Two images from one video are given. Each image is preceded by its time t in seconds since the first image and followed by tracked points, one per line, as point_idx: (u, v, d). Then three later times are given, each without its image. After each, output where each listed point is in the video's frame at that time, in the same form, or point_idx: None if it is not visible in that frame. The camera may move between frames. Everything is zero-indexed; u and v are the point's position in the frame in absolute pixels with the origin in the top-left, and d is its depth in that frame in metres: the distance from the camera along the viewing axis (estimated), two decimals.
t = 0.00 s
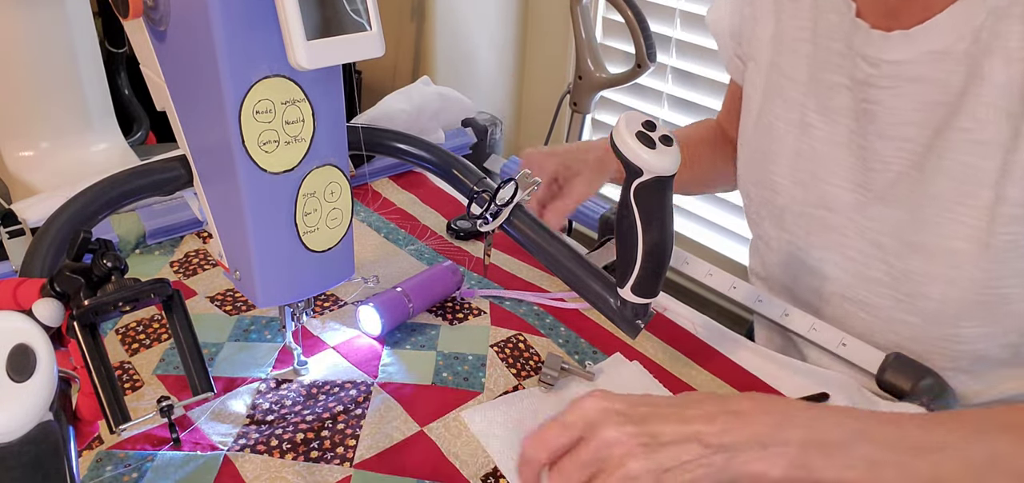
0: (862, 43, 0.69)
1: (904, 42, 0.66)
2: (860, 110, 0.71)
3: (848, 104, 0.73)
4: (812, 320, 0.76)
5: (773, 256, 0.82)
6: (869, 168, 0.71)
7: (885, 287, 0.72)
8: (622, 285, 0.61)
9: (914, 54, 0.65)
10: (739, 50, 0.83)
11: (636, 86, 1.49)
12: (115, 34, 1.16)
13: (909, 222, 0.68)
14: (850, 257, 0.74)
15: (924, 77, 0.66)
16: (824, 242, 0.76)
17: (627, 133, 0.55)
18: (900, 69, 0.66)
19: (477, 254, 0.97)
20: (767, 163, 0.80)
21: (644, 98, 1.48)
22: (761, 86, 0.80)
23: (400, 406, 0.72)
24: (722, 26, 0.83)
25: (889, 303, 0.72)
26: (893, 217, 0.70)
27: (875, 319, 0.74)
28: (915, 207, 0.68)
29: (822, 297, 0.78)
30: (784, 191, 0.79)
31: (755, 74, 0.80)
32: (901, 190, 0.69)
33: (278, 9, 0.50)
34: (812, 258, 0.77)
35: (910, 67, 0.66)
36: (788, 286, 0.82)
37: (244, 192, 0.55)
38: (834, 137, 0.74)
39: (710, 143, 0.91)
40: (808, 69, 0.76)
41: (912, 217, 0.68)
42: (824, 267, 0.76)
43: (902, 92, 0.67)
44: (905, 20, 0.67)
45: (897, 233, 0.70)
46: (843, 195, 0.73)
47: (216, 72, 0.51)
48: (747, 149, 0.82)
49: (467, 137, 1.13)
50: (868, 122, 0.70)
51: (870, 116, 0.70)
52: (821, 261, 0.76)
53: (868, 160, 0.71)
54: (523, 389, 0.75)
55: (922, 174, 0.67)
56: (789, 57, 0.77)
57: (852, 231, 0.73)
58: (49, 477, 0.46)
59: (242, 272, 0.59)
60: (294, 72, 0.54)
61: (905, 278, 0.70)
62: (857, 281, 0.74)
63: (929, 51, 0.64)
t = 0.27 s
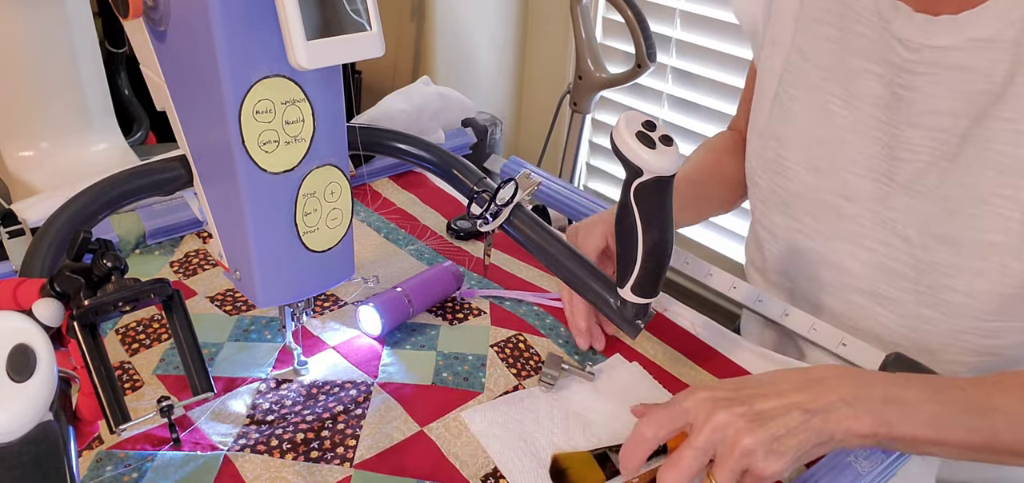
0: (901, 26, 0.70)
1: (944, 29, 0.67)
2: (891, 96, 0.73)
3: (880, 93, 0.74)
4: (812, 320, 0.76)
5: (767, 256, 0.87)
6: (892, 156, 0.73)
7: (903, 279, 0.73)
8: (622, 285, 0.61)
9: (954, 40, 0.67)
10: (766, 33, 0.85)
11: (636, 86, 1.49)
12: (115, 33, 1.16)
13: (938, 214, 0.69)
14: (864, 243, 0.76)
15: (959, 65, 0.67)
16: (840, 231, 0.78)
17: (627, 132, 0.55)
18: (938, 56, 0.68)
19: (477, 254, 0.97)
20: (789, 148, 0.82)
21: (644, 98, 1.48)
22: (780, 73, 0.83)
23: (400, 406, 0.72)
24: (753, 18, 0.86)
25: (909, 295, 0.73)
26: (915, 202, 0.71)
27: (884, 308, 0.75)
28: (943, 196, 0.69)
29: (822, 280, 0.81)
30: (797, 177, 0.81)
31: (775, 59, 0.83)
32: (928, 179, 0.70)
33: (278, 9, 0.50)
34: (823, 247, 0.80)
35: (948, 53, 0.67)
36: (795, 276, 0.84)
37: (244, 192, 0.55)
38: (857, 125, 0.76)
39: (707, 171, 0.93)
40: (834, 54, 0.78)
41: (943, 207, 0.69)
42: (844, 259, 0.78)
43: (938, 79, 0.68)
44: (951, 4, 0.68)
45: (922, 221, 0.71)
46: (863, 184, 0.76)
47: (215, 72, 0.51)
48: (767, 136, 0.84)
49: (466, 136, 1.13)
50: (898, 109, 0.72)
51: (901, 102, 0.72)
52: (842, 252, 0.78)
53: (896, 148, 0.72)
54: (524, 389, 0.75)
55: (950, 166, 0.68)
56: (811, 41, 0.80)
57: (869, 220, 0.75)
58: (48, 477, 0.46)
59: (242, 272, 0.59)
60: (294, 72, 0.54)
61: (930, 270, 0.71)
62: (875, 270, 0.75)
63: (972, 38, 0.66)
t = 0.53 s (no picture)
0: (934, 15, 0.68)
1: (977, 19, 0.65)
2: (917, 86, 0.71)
3: (905, 84, 0.72)
4: (812, 321, 0.76)
5: (767, 251, 0.87)
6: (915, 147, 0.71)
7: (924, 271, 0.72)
8: (622, 285, 0.61)
9: (994, 31, 0.65)
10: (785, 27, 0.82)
11: (636, 85, 1.49)
12: (115, 33, 1.16)
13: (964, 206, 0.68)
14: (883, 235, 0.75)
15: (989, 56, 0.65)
16: (858, 223, 0.77)
17: (627, 133, 0.55)
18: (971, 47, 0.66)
19: (477, 254, 0.97)
20: (810, 142, 0.80)
21: (644, 98, 1.48)
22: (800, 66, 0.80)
23: (400, 406, 0.72)
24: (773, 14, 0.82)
25: (927, 287, 0.72)
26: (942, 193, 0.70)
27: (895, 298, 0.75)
28: (969, 187, 0.67)
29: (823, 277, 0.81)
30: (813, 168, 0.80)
31: (794, 53, 0.81)
32: (954, 171, 0.68)
33: (278, 9, 0.50)
34: (839, 238, 0.79)
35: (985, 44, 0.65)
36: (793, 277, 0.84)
37: (244, 192, 0.55)
38: (880, 115, 0.74)
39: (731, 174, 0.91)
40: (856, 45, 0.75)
41: (970, 199, 0.67)
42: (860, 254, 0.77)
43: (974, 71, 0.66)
44: None
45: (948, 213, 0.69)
46: (885, 175, 0.74)
47: (216, 72, 0.51)
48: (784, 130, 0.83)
49: (466, 136, 1.13)
50: (926, 100, 0.70)
51: (929, 93, 0.70)
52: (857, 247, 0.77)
53: (920, 139, 0.71)
54: (523, 389, 0.75)
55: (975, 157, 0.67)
56: (833, 32, 0.77)
57: (889, 212, 0.74)
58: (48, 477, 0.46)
59: (242, 272, 0.59)
60: (295, 72, 0.54)
61: (955, 263, 0.69)
62: (892, 262, 0.74)
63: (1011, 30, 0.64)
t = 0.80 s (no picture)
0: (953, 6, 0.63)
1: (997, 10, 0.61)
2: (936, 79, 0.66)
3: (922, 77, 0.67)
4: (812, 321, 0.76)
5: (778, 245, 0.83)
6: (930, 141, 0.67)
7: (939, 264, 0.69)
8: (622, 285, 0.61)
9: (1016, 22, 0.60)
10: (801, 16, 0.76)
11: (636, 85, 1.49)
12: (115, 33, 1.16)
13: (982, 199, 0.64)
14: (898, 229, 0.71)
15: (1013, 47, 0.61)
16: (872, 217, 0.73)
17: (627, 132, 0.55)
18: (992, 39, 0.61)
19: (477, 254, 0.97)
20: (824, 135, 0.75)
21: (644, 98, 1.48)
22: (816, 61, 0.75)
23: (400, 406, 0.72)
24: (788, 10, 0.78)
25: (942, 281, 0.69)
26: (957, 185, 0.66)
27: (908, 292, 0.72)
28: (987, 178, 0.64)
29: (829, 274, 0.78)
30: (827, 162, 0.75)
31: (809, 48, 0.75)
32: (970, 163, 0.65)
33: (278, 9, 0.50)
34: (853, 231, 0.75)
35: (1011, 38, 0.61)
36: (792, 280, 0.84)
37: (244, 192, 0.55)
38: (895, 108, 0.69)
39: (753, 167, 0.87)
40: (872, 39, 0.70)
41: (988, 191, 0.64)
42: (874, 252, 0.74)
43: (995, 64, 0.62)
44: None
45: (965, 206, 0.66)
46: (898, 168, 0.70)
47: (216, 73, 0.51)
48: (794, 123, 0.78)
49: (466, 136, 1.13)
50: (946, 93, 0.65)
51: (948, 86, 0.65)
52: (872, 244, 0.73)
53: (936, 132, 0.67)
54: (523, 389, 0.75)
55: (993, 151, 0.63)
56: (849, 26, 0.71)
57: (903, 206, 0.70)
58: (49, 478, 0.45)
59: (242, 272, 0.59)
60: (295, 72, 0.54)
61: (971, 254, 0.66)
62: (905, 255, 0.71)
63: None
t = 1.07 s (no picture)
0: None
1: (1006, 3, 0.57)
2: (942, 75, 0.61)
3: (929, 73, 0.62)
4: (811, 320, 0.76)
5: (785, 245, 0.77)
6: (937, 135, 0.62)
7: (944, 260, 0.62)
8: (622, 285, 0.61)
9: None
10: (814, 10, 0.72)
11: (636, 85, 1.49)
12: (116, 33, 1.16)
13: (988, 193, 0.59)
14: (905, 227, 0.65)
15: None
16: (879, 213, 0.67)
17: (627, 132, 0.55)
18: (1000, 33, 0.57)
19: (477, 254, 0.97)
20: (831, 131, 0.70)
21: (644, 98, 1.48)
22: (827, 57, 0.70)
23: (400, 406, 0.72)
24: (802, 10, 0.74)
25: (946, 277, 0.63)
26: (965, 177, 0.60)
27: (912, 287, 0.65)
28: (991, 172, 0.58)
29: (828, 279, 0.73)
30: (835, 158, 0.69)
31: (821, 45, 0.71)
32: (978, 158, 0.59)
33: (278, 10, 0.50)
34: (859, 227, 0.68)
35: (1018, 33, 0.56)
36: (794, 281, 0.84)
37: (244, 192, 0.55)
38: (904, 104, 0.64)
39: (776, 158, 0.81)
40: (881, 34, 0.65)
41: (990, 184, 0.58)
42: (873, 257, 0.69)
43: (1005, 58, 0.57)
44: None
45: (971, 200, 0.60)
46: (904, 163, 0.64)
47: (216, 73, 0.51)
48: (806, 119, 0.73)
49: (466, 136, 1.13)
50: (955, 87, 0.60)
51: (957, 80, 0.60)
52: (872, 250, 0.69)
53: (941, 126, 0.61)
54: (523, 389, 0.75)
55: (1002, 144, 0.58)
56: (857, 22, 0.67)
57: (910, 200, 0.64)
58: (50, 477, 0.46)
59: (242, 272, 0.59)
60: (295, 72, 0.54)
61: (974, 248, 0.60)
62: (912, 251, 0.64)
63: None
